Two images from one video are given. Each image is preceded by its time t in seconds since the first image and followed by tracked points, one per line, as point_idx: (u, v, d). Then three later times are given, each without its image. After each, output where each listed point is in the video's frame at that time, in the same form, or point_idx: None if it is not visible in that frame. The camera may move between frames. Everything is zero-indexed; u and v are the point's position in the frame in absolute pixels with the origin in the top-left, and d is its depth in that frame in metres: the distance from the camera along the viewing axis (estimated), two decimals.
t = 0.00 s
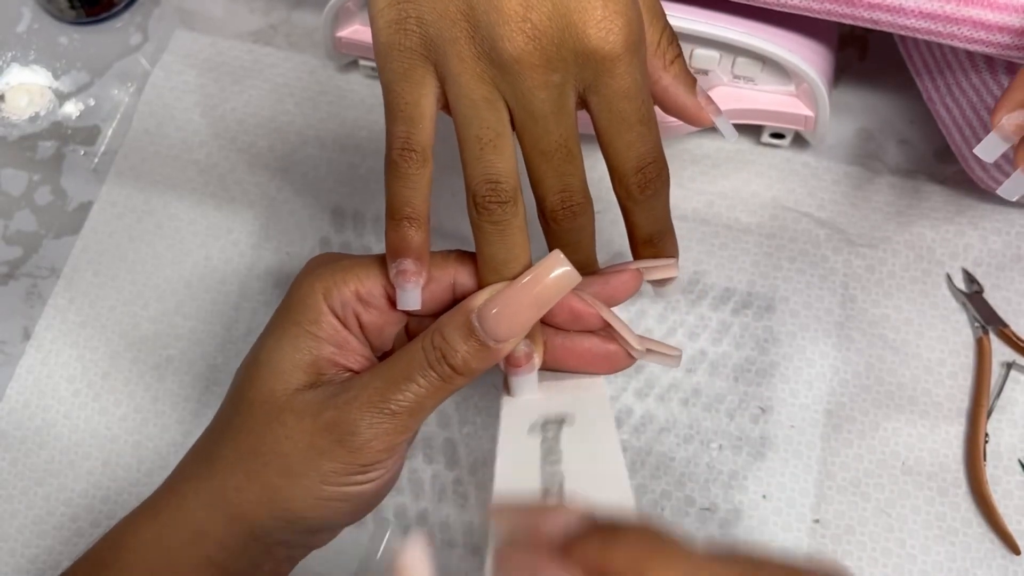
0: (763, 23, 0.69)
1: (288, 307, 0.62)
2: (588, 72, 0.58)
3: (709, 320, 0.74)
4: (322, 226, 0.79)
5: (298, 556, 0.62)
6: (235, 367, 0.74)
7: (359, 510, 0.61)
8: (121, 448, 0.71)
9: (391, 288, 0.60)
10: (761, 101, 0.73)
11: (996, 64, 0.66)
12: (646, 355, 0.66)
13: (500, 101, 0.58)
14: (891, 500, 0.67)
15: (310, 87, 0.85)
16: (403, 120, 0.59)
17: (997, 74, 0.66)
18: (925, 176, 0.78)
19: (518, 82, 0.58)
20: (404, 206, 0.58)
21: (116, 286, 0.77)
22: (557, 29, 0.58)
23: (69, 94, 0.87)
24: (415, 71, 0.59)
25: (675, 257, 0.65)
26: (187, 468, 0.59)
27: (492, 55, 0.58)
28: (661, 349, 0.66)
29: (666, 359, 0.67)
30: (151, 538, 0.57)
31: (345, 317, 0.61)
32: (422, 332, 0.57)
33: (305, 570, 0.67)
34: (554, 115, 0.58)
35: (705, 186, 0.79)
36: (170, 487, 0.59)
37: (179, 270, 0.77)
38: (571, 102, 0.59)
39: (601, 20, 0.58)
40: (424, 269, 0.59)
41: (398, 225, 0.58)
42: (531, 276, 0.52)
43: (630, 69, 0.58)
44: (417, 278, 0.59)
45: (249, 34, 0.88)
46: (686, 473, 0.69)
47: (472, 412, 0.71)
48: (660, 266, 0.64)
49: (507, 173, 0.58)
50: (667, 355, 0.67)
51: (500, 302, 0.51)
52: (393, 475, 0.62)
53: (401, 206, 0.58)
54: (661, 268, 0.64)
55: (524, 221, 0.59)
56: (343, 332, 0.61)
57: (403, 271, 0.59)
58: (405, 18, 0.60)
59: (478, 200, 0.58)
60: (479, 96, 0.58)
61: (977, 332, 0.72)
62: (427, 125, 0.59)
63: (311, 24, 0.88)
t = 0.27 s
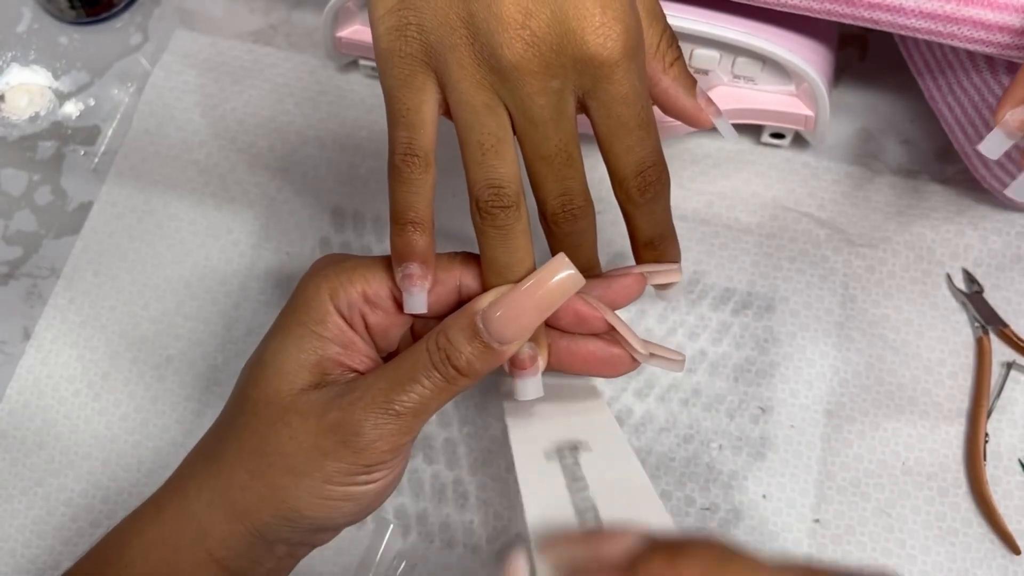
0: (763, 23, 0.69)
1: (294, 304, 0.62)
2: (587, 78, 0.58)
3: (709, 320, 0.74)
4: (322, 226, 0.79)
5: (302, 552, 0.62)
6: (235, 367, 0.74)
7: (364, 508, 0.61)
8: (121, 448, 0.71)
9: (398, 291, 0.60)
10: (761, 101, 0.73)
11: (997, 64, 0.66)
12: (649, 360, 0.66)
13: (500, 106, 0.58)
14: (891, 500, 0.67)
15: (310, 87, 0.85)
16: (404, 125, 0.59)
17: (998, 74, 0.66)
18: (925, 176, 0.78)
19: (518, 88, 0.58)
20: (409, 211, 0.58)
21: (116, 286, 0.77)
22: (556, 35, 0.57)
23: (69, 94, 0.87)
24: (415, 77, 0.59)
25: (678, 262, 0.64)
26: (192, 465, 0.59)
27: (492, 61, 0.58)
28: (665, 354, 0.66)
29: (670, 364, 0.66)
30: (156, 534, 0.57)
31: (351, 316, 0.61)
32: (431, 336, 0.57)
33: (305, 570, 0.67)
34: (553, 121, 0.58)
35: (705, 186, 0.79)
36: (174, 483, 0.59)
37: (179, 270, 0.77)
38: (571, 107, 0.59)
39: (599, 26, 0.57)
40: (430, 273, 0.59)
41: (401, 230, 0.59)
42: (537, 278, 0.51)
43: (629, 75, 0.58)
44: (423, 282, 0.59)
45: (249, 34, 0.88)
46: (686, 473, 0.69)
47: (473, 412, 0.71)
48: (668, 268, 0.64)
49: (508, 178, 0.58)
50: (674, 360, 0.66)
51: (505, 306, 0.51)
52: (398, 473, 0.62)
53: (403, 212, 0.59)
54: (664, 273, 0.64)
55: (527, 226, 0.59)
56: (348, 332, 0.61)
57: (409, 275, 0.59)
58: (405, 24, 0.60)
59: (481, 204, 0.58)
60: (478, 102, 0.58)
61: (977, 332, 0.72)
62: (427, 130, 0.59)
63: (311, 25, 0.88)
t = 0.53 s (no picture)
0: (763, 23, 0.69)
1: (292, 301, 0.62)
2: (591, 81, 0.58)
3: (709, 320, 0.74)
4: (322, 226, 0.79)
5: (294, 546, 0.62)
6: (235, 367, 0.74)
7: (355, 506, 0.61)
8: (121, 448, 0.71)
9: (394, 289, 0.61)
10: (761, 101, 0.73)
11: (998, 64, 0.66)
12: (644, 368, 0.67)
13: (502, 109, 0.58)
14: (891, 500, 0.67)
15: (310, 87, 0.85)
16: (406, 127, 0.59)
17: (999, 75, 0.66)
18: (925, 176, 0.78)
19: (522, 91, 0.57)
20: (409, 213, 0.58)
21: (116, 286, 0.77)
22: (560, 38, 0.57)
23: (69, 94, 0.87)
24: (419, 79, 0.59)
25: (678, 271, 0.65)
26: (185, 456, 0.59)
27: (495, 64, 0.58)
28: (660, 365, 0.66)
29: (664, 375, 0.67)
30: (148, 526, 0.57)
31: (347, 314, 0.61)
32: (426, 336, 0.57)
33: (305, 570, 0.67)
34: (556, 124, 0.58)
35: (705, 186, 0.79)
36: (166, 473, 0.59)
37: (179, 270, 0.77)
38: (574, 110, 0.58)
39: (603, 29, 0.57)
40: (429, 275, 0.59)
41: (401, 231, 0.59)
42: (528, 280, 0.51)
43: (632, 77, 0.58)
44: (422, 284, 0.59)
45: (249, 34, 0.88)
46: (686, 473, 0.69)
47: (473, 412, 0.71)
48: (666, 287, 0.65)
49: (507, 181, 0.58)
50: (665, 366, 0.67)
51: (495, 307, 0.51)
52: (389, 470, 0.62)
53: (404, 215, 0.58)
54: (663, 283, 0.65)
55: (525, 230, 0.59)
56: (344, 331, 0.61)
57: (408, 276, 0.59)
58: (408, 26, 0.59)
59: (478, 207, 0.58)
60: (481, 104, 0.58)
61: (977, 332, 0.72)
62: (430, 133, 0.59)
63: (311, 25, 0.88)
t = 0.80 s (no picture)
0: (762, 23, 0.69)
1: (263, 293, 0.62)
2: (575, 91, 0.58)
3: (709, 320, 0.74)
4: (322, 226, 0.79)
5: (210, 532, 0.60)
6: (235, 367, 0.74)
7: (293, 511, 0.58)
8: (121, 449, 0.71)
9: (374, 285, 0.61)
10: (762, 102, 0.73)
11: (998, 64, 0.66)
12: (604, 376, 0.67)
13: (487, 117, 0.58)
14: (891, 500, 0.67)
15: (311, 87, 0.85)
16: (391, 133, 0.59)
17: (998, 74, 0.66)
18: (925, 176, 0.78)
19: (506, 99, 0.58)
20: (392, 216, 0.59)
21: (116, 286, 0.77)
22: (544, 48, 0.58)
23: (69, 94, 0.87)
24: (405, 85, 0.59)
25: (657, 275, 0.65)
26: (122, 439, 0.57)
27: (480, 73, 0.58)
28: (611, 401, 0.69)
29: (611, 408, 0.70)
30: (81, 509, 0.55)
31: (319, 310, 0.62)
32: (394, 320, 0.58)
33: (304, 570, 0.67)
34: (540, 132, 0.58)
35: (705, 186, 0.79)
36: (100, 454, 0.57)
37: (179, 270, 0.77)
38: (558, 119, 0.59)
39: (588, 40, 0.57)
40: (410, 277, 0.59)
41: (384, 234, 0.59)
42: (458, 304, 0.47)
43: (617, 88, 0.58)
44: (403, 286, 0.59)
45: (249, 34, 0.88)
46: (686, 473, 0.69)
47: (472, 412, 0.71)
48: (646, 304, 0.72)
49: (491, 190, 0.58)
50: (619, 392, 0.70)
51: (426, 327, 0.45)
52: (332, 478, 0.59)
53: (388, 219, 0.59)
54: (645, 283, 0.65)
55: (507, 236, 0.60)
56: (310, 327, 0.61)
57: (389, 279, 0.59)
58: (395, 33, 0.59)
59: (462, 213, 0.59)
60: (466, 112, 0.58)
61: (977, 332, 0.72)
62: (416, 139, 0.59)
63: (311, 25, 0.88)
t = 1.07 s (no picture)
0: (762, 23, 0.69)
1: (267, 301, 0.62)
2: (565, 89, 0.58)
3: (709, 320, 0.74)
4: (323, 226, 0.79)
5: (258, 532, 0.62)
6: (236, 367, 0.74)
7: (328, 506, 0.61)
8: (122, 448, 0.71)
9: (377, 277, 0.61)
10: (762, 101, 0.73)
11: (997, 64, 0.66)
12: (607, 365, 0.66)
13: (479, 114, 0.58)
14: (891, 500, 0.67)
15: (311, 87, 0.85)
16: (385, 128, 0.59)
17: (998, 75, 0.66)
18: (925, 176, 0.78)
19: (497, 96, 0.58)
20: (392, 211, 0.59)
21: (116, 286, 0.77)
22: (535, 46, 0.58)
23: (69, 94, 0.87)
24: (398, 81, 0.59)
25: (657, 270, 0.64)
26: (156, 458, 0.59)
27: (472, 70, 0.58)
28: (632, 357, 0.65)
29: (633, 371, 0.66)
30: (114, 527, 0.57)
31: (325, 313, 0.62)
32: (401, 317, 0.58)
33: (305, 570, 0.67)
34: (531, 130, 0.58)
35: (705, 186, 0.79)
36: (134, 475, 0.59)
37: (179, 270, 0.77)
38: (550, 117, 0.59)
39: (578, 39, 0.58)
40: (414, 272, 0.59)
41: (385, 229, 0.59)
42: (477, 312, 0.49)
43: (607, 87, 0.58)
44: (406, 280, 0.59)
45: (249, 34, 0.88)
46: (686, 473, 0.69)
47: (473, 412, 0.71)
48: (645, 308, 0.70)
49: (488, 185, 0.58)
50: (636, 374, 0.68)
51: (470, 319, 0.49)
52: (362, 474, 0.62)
53: (386, 213, 0.59)
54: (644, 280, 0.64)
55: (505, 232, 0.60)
56: (318, 329, 0.62)
57: (393, 273, 0.59)
58: (389, 29, 0.59)
59: (462, 209, 0.59)
60: (458, 108, 0.58)
61: (977, 332, 0.72)
62: (409, 134, 0.59)
63: (311, 25, 0.88)
